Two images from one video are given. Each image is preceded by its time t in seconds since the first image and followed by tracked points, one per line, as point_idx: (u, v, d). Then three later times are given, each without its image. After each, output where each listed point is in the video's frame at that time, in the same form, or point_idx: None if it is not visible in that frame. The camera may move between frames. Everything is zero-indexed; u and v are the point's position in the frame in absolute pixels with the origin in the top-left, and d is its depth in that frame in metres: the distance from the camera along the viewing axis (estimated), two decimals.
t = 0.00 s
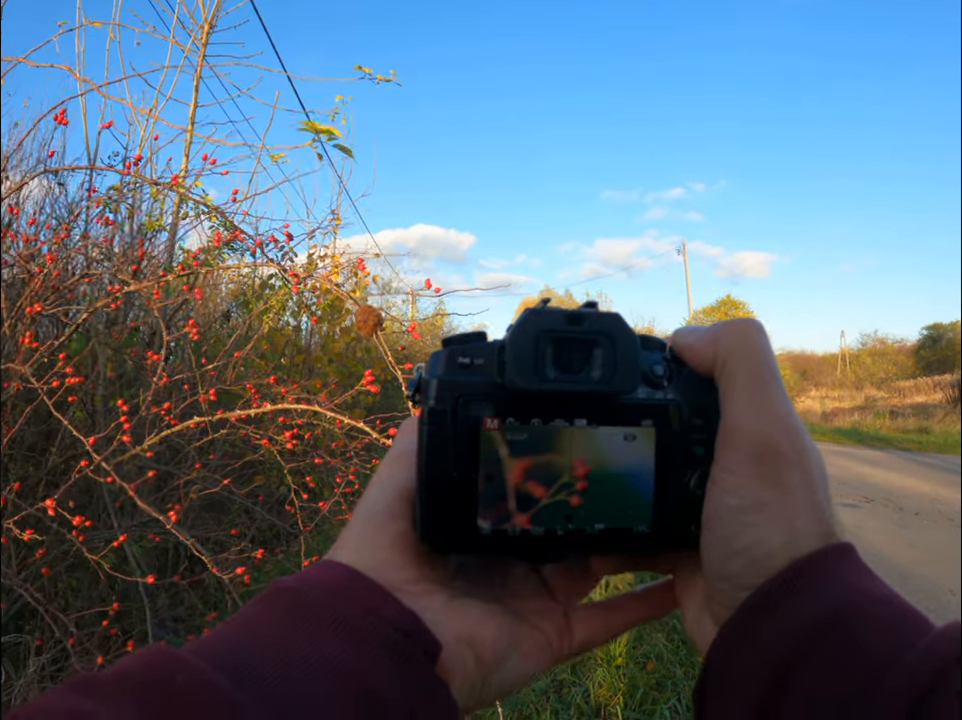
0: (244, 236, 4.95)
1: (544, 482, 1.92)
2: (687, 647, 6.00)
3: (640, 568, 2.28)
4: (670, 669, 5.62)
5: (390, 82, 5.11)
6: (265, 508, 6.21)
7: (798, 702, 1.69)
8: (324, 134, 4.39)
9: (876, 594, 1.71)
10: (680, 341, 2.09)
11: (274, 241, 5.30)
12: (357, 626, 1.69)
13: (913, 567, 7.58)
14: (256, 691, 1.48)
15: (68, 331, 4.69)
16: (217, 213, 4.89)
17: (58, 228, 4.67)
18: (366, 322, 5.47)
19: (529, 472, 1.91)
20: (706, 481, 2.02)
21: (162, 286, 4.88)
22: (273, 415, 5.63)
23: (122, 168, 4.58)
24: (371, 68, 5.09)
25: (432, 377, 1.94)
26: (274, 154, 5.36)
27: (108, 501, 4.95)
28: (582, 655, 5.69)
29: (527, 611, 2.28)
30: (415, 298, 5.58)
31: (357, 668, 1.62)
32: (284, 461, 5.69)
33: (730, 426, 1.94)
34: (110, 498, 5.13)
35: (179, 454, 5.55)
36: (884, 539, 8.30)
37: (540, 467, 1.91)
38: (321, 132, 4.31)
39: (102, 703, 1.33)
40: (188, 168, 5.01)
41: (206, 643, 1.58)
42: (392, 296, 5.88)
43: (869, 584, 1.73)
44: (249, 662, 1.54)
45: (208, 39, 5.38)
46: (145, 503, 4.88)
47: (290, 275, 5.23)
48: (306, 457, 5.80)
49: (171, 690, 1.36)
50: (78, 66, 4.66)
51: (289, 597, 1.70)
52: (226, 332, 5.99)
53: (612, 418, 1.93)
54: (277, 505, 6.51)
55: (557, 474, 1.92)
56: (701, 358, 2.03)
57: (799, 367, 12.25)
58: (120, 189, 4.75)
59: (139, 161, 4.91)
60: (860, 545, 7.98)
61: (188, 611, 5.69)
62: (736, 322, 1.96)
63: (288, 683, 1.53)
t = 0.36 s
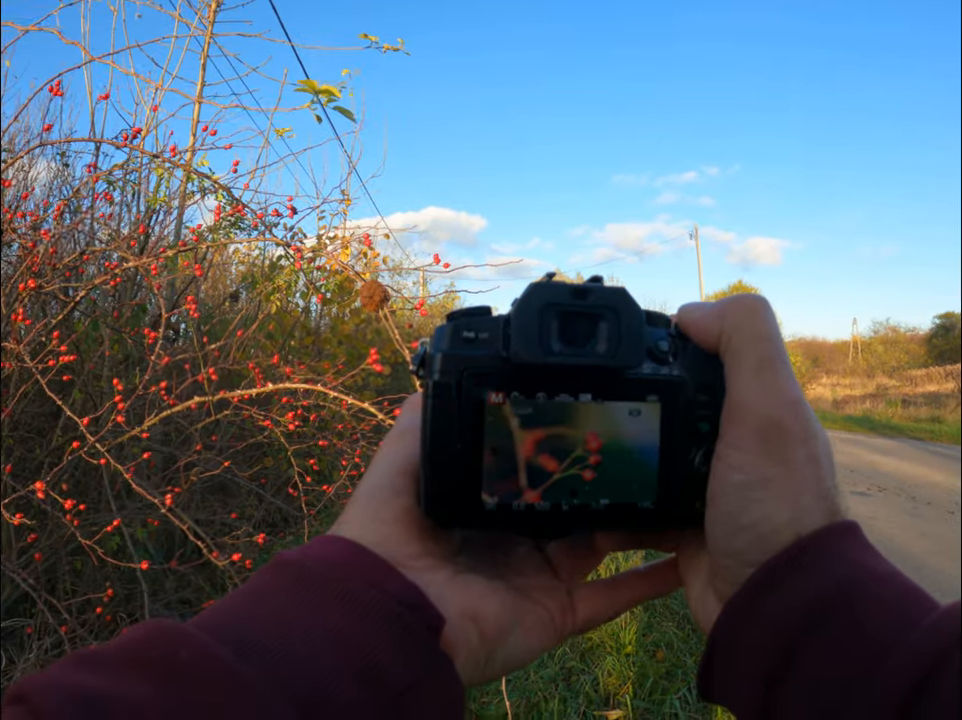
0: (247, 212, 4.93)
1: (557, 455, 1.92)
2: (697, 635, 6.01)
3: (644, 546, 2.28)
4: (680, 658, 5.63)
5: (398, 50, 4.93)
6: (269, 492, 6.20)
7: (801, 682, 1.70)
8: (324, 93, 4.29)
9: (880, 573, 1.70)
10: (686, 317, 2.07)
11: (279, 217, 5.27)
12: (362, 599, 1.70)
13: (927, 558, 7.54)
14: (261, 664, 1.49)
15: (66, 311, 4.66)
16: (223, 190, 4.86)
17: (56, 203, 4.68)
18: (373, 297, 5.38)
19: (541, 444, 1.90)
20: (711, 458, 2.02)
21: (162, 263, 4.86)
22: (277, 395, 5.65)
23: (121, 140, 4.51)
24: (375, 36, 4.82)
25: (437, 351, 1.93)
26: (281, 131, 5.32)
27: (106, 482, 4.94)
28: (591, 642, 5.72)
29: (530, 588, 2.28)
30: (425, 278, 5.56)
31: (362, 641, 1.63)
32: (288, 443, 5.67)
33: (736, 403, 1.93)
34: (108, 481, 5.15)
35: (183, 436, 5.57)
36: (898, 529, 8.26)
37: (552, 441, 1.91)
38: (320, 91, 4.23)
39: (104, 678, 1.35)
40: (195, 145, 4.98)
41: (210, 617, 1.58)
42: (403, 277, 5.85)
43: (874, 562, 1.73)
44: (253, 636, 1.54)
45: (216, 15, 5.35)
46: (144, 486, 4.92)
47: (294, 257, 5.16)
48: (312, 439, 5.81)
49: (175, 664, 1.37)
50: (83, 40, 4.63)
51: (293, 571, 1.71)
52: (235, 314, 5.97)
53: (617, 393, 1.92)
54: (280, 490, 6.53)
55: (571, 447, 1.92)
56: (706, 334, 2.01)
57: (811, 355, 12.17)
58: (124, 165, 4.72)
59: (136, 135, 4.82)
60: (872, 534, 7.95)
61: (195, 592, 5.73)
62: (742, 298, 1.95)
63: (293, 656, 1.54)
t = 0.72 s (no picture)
0: (243, 189, 4.88)
1: (557, 433, 1.90)
2: (703, 622, 6.03)
3: (649, 529, 2.28)
4: (686, 646, 5.66)
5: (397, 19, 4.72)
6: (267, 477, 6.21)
7: (805, 667, 1.69)
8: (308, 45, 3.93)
9: (884, 557, 1.69)
10: (691, 300, 2.05)
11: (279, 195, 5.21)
12: (367, 580, 1.70)
13: (933, 546, 7.54)
14: (266, 643, 1.49)
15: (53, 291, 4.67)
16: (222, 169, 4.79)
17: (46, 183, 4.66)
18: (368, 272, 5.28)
19: (541, 421, 1.89)
20: (716, 441, 2.01)
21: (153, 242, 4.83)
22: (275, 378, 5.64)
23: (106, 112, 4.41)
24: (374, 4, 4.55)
25: (441, 332, 1.92)
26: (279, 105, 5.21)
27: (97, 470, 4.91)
28: (595, 628, 5.76)
29: (534, 571, 2.29)
30: (429, 260, 5.51)
31: (366, 621, 1.63)
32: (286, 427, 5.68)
33: (741, 386, 1.92)
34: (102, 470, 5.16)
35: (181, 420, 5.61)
36: (904, 516, 8.25)
37: (552, 417, 1.89)
38: (303, 43, 3.87)
39: (108, 657, 1.36)
40: (194, 122, 4.91)
41: (214, 596, 1.59)
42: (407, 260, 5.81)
43: (879, 547, 1.72)
44: (257, 615, 1.55)
45: None
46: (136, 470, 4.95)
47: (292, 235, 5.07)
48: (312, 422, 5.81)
49: (180, 643, 1.38)
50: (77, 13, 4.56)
51: (298, 551, 1.72)
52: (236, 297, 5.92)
53: (622, 376, 1.91)
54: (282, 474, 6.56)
55: (570, 424, 1.91)
56: (712, 317, 2.00)
57: (816, 339, 12.11)
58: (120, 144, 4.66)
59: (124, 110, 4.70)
60: (878, 521, 7.94)
61: (198, 578, 5.81)
62: (748, 281, 1.93)
63: (297, 635, 1.54)
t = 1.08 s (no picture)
0: (243, 180, 4.90)
1: (563, 427, 1.90)
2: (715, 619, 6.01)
3: (654, 523, 2.27)
4: (698, 644, 5.66)
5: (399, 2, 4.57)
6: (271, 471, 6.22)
7: (809, 662, 1.69)
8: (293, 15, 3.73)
9: (889, 553, 1.68)
10: (696, 294, 2.04)
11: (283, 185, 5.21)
12: (371, 574, 1.70)
13: (948, 542, 7.48)
14: (271, 637, 1.50)
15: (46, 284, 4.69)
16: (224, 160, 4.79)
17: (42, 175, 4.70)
18: (369, 263, 5.25)
19: (547, 414, 1.89)
20: (720, 435, 2.00)
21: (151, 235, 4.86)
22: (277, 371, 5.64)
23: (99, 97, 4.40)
24: None
25: (445, 326, 1.92)
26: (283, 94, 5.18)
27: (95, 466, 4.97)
28: (606, 626, 5.77)
29: (539, 565, 2.29)
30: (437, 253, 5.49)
31: (370, 615, 1.64)
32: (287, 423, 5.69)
33: (746, 380, 1.91)
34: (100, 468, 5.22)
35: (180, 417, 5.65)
36: (918, 511, 8.19)
37: (558, 410, 1.89)
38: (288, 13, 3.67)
39: (113, 651, 1.37)
40: (199, 113, 4.91)
41: (219, 590, 1.60)
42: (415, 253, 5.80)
43: (883, 542, 1.71)
44: (262, 608, 1.56)
45: None
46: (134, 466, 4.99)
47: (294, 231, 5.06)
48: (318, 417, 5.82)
49: (184, 638, 1.39)
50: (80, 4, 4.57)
51: (302, 545, 1.72)
52: (242, 290, 5.93)
53: (626, 370, 1.91)
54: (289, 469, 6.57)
55: (575, 418, 1.90)
56: (717, 312, 1.99)
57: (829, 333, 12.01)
58: (124, 135, 4.67)
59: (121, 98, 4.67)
60: (891, 517, 7.89)
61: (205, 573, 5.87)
62: (754, 275, 1.92)
63: (302, 629, 1.55)
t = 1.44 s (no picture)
0: (247, 184, 4.92)
1: (569, 432, 1.91)
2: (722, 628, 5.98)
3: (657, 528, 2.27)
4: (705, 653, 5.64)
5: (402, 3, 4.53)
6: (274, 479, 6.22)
7: (812, 667, 1.68)
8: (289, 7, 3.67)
9: (891, 556, 1.68)
10: (699, 298, 2.05)
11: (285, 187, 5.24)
12: (373, 579, 1.71)
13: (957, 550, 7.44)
14: (273, 641, 1.51)
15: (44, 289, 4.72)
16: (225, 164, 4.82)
17: (41, 179, 4.72)
18: (371, 267, 5.26)
19: (552, 418, 1.89)
20: (723, 440, 2.00)
21: (153, 242, 4.88)
22: (279, 378, 5.64)
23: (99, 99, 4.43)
24: None
25: (448, 331, 1.93)
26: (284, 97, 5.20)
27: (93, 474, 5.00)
28: (613, 635, 5.73)
29: (542, 569, 2.29)
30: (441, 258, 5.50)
31: (371, 620, 1.65)
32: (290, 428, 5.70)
33: (748, 385, 1.91)
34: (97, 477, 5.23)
35: (179, 423, 5.67)
36: (927, 518, 8.15)
37: (564, 415, 1.90)
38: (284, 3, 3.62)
39: (115, 656, 1.38)
40: (202, 115, 4.97)
41: (220, 595, 1.61)
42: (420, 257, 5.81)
43: (885, 545, 1.71)
44: (264, 613, 1.57)
45: None
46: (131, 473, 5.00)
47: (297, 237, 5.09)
48: (321, 425, 5.83)
49: (186, 642, 1.40)
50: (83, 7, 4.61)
51: (305, 549, 1.73)
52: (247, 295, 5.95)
53: (629, 375, 1.90)
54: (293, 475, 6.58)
55: (582, 424, 1.91)
56: (720, 316, 1.99)
57: (836, 338, 11.99)
58: (125, 137, 4.71)
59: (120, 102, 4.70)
60: (899, 523, 7.86)
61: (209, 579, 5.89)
62: (756, 280, 1.92)
63: (303, 633, 1.56)
